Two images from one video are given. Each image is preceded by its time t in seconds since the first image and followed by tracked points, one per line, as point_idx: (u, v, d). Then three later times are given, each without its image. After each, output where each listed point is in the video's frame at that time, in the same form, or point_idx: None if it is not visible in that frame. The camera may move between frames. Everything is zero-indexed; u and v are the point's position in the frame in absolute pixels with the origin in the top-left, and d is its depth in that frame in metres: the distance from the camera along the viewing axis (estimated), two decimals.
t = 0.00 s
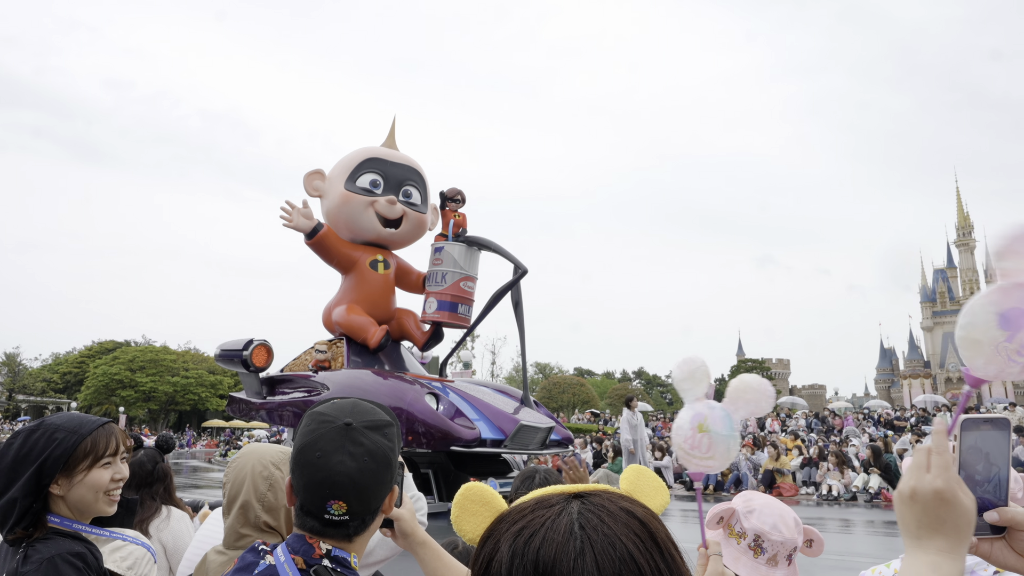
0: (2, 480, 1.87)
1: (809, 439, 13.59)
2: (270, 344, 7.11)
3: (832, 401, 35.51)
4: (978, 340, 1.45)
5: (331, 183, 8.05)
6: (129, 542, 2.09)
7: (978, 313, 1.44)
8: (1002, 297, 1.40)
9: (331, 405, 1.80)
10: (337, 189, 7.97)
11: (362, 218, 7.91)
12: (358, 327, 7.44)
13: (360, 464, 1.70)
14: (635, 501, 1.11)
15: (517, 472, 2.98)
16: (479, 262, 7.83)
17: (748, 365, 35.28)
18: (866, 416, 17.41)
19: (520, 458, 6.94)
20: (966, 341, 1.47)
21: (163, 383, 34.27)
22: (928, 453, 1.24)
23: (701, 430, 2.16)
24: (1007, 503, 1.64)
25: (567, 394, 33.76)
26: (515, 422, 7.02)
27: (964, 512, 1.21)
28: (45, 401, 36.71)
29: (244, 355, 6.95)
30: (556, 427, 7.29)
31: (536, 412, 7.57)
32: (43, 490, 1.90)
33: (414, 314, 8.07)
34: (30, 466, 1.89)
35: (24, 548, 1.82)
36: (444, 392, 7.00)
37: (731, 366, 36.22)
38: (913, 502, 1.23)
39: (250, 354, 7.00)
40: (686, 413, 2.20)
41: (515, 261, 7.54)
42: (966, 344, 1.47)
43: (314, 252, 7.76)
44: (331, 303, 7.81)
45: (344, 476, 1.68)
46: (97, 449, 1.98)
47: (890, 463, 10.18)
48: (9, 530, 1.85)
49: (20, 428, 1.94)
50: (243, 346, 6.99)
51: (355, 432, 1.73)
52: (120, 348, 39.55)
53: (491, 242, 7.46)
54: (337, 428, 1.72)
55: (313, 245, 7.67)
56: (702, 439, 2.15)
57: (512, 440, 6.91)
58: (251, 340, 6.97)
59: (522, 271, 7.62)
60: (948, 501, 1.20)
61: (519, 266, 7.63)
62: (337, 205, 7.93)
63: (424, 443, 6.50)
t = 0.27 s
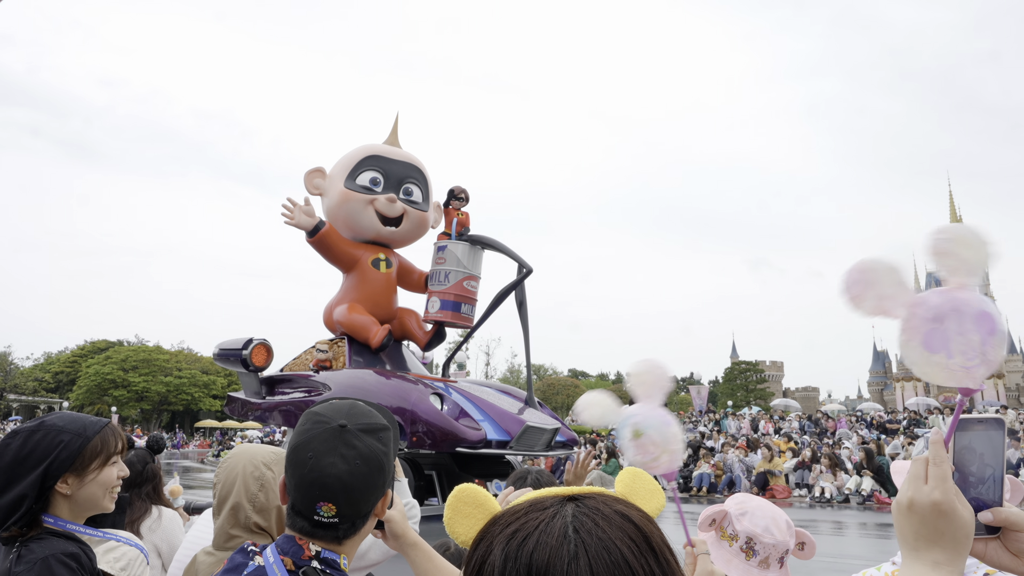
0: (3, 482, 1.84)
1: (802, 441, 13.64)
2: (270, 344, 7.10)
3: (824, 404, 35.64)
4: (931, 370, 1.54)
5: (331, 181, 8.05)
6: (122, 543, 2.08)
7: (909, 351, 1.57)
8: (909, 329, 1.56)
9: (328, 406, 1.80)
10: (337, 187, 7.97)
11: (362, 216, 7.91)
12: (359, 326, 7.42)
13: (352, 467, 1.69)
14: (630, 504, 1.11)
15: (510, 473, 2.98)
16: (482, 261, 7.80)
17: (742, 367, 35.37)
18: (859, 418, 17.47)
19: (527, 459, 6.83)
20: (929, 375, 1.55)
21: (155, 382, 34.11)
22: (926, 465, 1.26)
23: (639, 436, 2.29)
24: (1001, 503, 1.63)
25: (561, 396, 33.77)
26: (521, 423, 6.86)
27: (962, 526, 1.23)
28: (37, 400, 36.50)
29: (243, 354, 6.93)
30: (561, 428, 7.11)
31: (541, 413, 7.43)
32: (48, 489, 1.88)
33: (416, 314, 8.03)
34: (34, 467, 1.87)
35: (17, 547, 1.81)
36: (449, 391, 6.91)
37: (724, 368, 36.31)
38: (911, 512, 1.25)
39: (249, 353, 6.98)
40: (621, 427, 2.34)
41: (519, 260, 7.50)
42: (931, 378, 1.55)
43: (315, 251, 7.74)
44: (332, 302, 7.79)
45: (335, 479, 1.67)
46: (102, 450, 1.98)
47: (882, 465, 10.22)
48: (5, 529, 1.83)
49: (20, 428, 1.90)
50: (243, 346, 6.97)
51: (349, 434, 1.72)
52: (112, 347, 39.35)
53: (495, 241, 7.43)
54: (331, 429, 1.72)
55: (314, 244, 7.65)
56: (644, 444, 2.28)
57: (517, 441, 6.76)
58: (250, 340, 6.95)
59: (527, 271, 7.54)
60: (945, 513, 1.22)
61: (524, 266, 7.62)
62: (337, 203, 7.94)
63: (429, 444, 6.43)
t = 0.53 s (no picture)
0: (18, 487, 1.81)
1: (797, 443, 13.69)
2: (271, 343, 7.10)
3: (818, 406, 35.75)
4: (915, 351, 1.52)
5: (333, 180, 8.07)
6: (119, 545, 2.07)
7: (900, 326, 1.54)
8: (908, 306, 1.53)
9: (320, 406, 1.80)
10: (338, 186, 7.98)
11: (363, 215, 7.89)
12: (362, 326, 7.39)
13: (341, 469, 1.69)
14: (627, 505, 1.12)
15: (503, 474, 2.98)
16: (487, 260, 7.79)
17: (737, 369, 35.46)
18: (852, 420, 17.55)
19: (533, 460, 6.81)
20: (911, 355, 1.54)
21: (149, 383, 33.98)
22: (907, 465, 1.27)
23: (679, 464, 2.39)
24: (994, 504, 1.66)
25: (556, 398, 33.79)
26: (528, 425, 6.84)
27: (948, 524, 1.24)
28: (30, 401, 36.30)
29: (245, 354, 6.91)
30: (568, 428, 7.10)
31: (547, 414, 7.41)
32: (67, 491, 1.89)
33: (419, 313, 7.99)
34: (56, 472, 1.85)
35: (18, 547, 1.80)
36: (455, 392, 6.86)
37: (719, 370, 36.40)
38: (895, 514, 1.26)
39: (250, 353, 6.97)
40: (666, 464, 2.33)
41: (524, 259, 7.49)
42: (913, 358, 1.54)
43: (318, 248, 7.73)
44: (335, 301, 7.78)
45: (324, 480, 1.67)
46: (114, 456, 2.01)
47: (876, 467, 10.27)
48: (10, 526, 1.82)
49: (36, 432, 1.85)
50: (243, 345, 6.96)
51: (339, 436, 1.72)
52: (106, 347, 39.19)
53: (500, 240, 7.45)
54: (321, 431, 1.72)
55: (317, 242, 7.66)
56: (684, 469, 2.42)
57: (524, 443, 6.73)
58: (252, 339, 6.93)
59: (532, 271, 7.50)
60: (929, 512, 1.23)
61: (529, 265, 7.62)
62: (337, 202, 7.92)
63: (436, 445, 6.39)
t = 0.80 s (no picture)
0: (25, 492, 1.79)
1: (791, 444, 13.74)
2: (272, 343, 7.08)
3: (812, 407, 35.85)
4: (929, 341, 1.56)
5: (335, 178, 8.07)
6: (118, 548, 2.06)
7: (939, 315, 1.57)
8: (961, 305, 1.56)
9: (321, 408, 1.80)
10: (340, 184, 7.96)
11: (365, 212, 7.85)
12: (366, 325, 7.33)
13: (338, 471, 1.68)
14: (624, 510, 1.11)
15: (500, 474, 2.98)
16: (491, 259, 7.78)
17: (732, 370, 35.54)
18: (847, 421, 17.60)
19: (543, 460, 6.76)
20: (919, 342, 1.57)
21: (143, 383, 33.82)
22: (890, 465, 1.27)
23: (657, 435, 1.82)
24: (995, 504, 1.67)
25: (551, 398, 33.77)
26: (536, 425, 6.80)
27: (932, 521, 1.24)
28: (22, 400, 36.08)
29: (246, 353, 6.87)
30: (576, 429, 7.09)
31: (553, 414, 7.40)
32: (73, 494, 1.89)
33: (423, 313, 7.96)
34: (63, 476, 1.85)
35: (18, 550, 1.78)
36: (461, 391, 6.85)
37: (714, 371, 36.45)
38: (880, 514, 1.26)
39: (251, 352, 6.93)
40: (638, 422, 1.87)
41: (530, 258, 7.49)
42: (919, 346, 1.57)
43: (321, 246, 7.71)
44: (338, 300, 7.76)
45: (321, 482, 1.67)
46: (117, 460, 2.00)
47: (870, 468, 10.31)
48: (10, 528, 1.81)
49: (45, 436, 1.84)
50: (244, 344, 6.92)
51: (338, 438, 1.71)
52: (100, 347, 38.99)
53: (506, 239, 7.46)
54: (320, 432, 1.72)
55: (320, 240, 7.65)
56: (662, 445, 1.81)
57: (532, 443, 6.71)
58: (254, 339, 6.91)
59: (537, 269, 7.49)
60: (911, 509, 1.23)
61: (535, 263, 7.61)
62: (339, 199, 7.90)
63: (443, 446, 6.38)
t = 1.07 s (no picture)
0: (18, 493, 1.79)
1: (786, 445, 13.76)
2: (274, 343, 7.07)
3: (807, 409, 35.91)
4: (947, 348, 1.44)
5: (338, 175, 8.06)
6: (115, 547, 2.06)
7: (958, 321, 1.42)
8: (986, 311, 1.40)
9: (321, 405, 1.81)
10: (343, 181, 7.96)
11: (369, 208, 7.85)
12: (371, 324, 7.36)
13: (333, 465, 1.69)
14: (620, 513, 1.12)
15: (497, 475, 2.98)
16: (496, 258, 7.77)
17: (727, 372, 35.64)
18: (842, 423, 17.65)
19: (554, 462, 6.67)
20: (937, 349, 1.46)
21: (138, 383, 33.72)
22: (898, 467, 1.27)
23: (653, 430, 1.86)
24: (991, 509, 1.69)
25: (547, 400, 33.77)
26: (544, 426, 6.73)
27: (938, 526, 1.24)
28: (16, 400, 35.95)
29: (247, 352, 6.85)
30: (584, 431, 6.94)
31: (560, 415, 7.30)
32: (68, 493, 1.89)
33: (427, 313, 8.01)
34: (57, 477, 1.84)
35: (13, 551, 1.78)
36: (468, 392, 6.79)
37: (710, 373, 36.54)
38: (886, 516, 1.26)
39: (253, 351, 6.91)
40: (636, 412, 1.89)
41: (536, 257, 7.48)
42: (937, 353, 1.46)
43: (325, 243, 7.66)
44: (343, 298, 7.75)
45: (315, 475, 1.67)
46: (109, 459, 2.00)
47: (865, 470, 10.32)
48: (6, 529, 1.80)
49: (36, 437, 1.83)
50: (247, 343, 6.91)
51: (335, 433, 1.72)
52: (95, 347, 38.90)
53: (511, 238, 7.45)
54: (317, 427, 1.72)
55: (324, 238, 7.61)
56: (656, 440, 1.85)
57: (540, 445, 6.62)
58: (255, 338, 6.88)
59: (545, 269, 7.44)
60: (917, 513, 1.23)
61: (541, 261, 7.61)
62: (343, 196, 7.90)
63: (451, 447, 6.33)
